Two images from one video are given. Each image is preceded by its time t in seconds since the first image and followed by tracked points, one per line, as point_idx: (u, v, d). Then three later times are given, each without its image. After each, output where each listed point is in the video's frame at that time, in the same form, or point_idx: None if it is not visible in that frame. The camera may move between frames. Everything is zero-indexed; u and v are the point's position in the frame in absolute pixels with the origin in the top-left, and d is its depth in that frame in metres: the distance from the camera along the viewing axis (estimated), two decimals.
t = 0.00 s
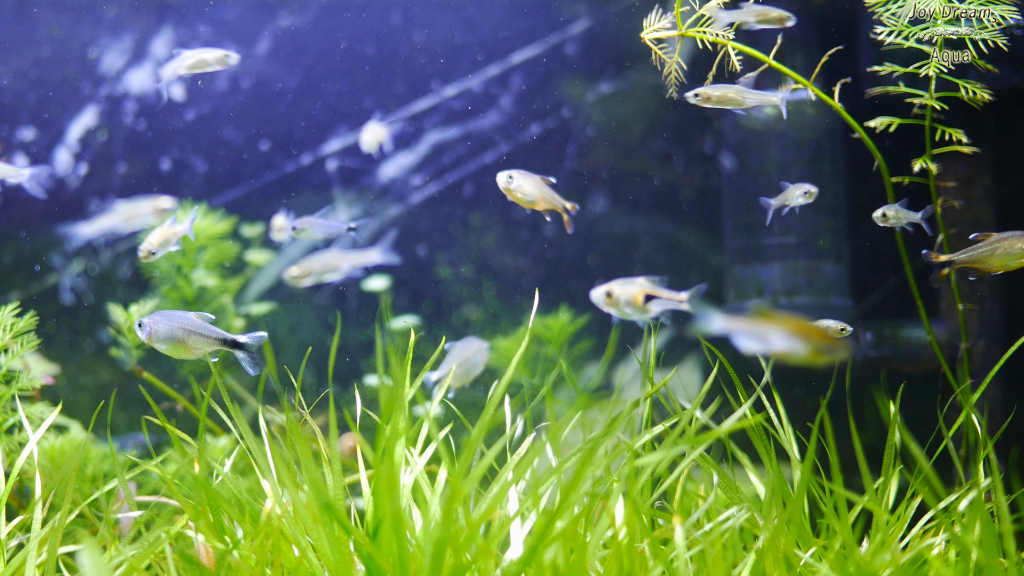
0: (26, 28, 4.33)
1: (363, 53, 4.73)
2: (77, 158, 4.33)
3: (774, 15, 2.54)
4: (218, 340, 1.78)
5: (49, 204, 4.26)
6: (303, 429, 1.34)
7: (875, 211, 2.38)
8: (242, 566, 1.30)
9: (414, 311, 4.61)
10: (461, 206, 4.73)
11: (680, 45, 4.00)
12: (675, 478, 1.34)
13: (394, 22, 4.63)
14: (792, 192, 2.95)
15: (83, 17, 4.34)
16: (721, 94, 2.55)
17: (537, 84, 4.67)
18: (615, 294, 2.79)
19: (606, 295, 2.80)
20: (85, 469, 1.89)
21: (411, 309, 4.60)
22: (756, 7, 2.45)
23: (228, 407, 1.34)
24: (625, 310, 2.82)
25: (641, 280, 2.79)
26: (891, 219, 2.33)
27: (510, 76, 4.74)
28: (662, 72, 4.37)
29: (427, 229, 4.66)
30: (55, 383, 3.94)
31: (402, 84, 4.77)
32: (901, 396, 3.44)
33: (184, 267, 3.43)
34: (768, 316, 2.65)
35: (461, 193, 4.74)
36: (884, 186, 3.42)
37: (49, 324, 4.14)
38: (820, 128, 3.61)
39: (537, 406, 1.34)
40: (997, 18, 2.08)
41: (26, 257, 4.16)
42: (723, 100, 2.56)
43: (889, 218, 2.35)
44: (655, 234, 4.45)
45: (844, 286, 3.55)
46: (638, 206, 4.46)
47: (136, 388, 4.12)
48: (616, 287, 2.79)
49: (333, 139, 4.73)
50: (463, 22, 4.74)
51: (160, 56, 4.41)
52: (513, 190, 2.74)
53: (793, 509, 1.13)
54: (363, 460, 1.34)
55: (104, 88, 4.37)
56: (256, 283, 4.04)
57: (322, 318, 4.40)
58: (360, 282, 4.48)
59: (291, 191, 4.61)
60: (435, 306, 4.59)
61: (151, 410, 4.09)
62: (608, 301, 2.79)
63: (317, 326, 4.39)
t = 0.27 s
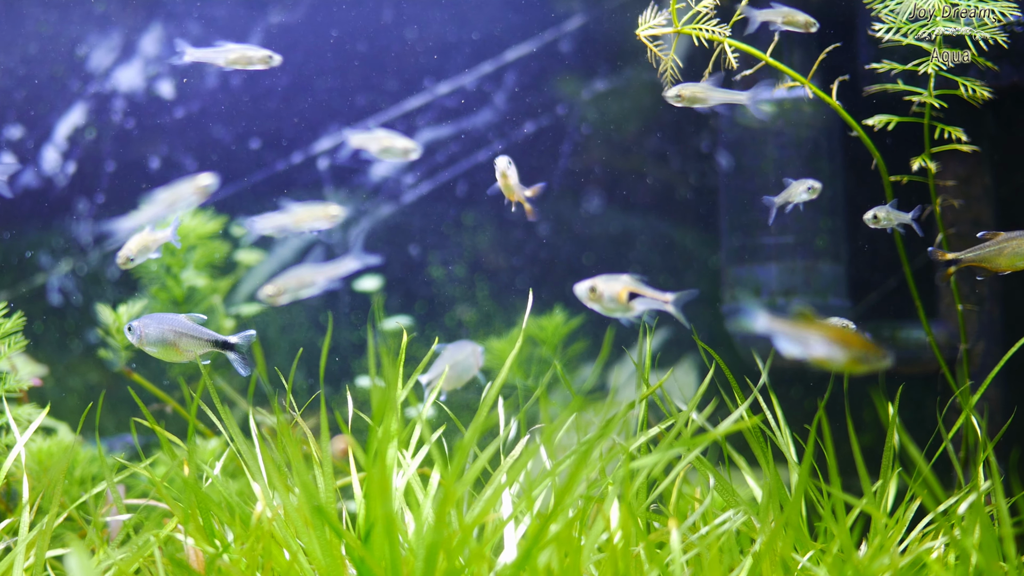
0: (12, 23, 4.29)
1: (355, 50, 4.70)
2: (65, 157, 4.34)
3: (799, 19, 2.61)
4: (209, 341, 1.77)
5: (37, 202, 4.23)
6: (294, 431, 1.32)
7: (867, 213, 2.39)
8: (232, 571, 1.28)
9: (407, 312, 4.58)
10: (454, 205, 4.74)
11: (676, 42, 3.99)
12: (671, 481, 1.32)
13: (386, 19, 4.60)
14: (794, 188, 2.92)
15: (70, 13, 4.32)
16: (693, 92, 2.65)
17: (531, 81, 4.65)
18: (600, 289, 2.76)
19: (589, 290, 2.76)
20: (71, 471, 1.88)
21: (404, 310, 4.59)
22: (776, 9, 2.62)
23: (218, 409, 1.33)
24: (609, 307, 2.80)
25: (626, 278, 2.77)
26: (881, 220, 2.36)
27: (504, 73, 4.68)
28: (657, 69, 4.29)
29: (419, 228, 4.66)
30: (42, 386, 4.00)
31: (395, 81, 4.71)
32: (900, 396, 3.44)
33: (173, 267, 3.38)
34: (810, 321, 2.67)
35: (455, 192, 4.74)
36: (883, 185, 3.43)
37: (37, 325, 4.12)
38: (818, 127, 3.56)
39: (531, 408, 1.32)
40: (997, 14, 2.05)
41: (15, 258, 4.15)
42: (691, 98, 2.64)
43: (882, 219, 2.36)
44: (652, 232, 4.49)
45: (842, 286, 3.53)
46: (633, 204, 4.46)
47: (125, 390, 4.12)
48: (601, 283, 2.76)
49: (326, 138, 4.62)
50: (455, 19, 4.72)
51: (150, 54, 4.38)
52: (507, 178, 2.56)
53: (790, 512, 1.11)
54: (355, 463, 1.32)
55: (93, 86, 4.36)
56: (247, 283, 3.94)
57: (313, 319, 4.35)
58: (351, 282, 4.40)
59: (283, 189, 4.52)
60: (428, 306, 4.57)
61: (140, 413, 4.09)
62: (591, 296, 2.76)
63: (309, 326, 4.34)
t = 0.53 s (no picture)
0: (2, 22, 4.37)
1: (346, 46, 4.67)
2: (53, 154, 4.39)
3: (811, 25, 2.60)
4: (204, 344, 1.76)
5: (25, 200, 4.28)
6: (285, 433, 1.30)
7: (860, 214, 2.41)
8: None
9: (399, 312, 4.60)
10: (447, 205, 4.78)
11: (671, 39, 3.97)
12: (666, 484, 1.30)
13: (378, 15, 4.53)
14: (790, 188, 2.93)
15: (60, 10, 4.41)
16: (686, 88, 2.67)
17: (525, 77, 4.67)
18: (587, 289, 2.74)
19: (576, 290, 2.74)
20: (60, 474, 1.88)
21: (395, 310, 4.60)
22: (789, 13, 2.64)
23: (209, 410, 1.31)
24: (595, 307, 2.78)
25: (613, 278, 2.75)
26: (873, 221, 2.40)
27: (497, 71, 4.71)
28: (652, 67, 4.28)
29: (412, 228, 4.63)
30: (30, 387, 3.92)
31: (387, 78, 4.69)
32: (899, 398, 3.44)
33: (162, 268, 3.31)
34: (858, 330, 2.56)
35: (448, 191, 4.79)
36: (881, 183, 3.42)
37: (25, 326, 4.10)
38: (815, 125, 3.50)
39: (525, 409, 1.30)
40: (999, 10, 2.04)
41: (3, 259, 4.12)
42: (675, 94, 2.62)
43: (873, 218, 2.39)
44: (646, 232, 4.46)
45: (840, 286, 3.42)
46: (628, 201, 4.47)
47: (114, 391, 4.11)
48: (588, 283, 2.74)
49: (316, 137, 4.57)
50: (449, 16, 4.65)
51: (139, 51, 4.41)
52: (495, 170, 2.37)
53: (787, 515, 1.10)
54: (347, 465, 1.30)
55: (81, 82, 4.44)
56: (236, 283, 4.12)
57: (304, 320, 4.36)
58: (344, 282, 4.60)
59: (271, 192, 4.52)
60: (420, 307, 4.53)
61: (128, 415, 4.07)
62: (578, 296, 2.73)
63: (299, 327, 4.34)
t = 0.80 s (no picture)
0: None
1: (337, 43, 4.75)
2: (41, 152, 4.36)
3: (817, 24, 2.58)
4: (186, 343, 1.76)
5: (12, 199, 4.28)
6: (275, 435, 1.28)
7: (854, 215, 2.43)
8: None
9: (391, 312, 4.59)
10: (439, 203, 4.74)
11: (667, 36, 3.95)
12: (662, 486, 1.29)
13: (370, 10, 4.66)
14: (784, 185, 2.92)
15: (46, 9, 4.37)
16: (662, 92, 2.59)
17: (519, 76, 4.66)
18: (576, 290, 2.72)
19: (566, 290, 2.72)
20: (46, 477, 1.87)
21: (388, 310, 4.62)
22: (795, 14, 2.61)
23: (198, 412, 1.29)
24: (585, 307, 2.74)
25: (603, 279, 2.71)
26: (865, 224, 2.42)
27: (490, 68, 4.68)
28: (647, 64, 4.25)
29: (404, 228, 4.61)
30: (17, 389, 3.90)
31: (378, 75, 4.79)
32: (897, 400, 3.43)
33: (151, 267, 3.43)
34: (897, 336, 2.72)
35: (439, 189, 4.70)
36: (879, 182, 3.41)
37: (12, 327, 4.08)
38: (812, 123, 3.51)
39: (518, 411, 1.28)
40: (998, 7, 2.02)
41: None
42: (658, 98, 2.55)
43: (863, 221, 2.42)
44: (642, 231, 4.42)
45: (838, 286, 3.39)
46: (624, 199, 4.41)
47: (102, 392, 4.09)
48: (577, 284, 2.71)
49: (307, 135, 4.62)
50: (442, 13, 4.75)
51: (127, 48, 4.44)
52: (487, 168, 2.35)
53: (784, 519, 1.08)
54: (338, 468, 1.28)
55: (68, 80, 4.37)
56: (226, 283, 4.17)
57: (295, 320, 4.43)
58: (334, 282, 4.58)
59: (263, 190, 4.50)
60: (412, 307, 4.59)
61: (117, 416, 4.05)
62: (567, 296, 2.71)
63: (290, 328, 4.41)
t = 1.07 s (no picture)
0: None
1: (328, 41, 4.64)
2: (28, 151, 4.35)
3: (823, 24, 2.55)
4: (170, 342, 1.74)
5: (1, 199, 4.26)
6: (265, 437, 1.27)
7: (849, 214, 2.39)
8: None
9: (382, 313, 4.48)
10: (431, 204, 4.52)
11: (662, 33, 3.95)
12: (657, 490, 1.27)
13: (361, 7, 4.56)
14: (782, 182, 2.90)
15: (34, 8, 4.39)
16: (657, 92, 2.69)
17: (513, 74, 4.63)
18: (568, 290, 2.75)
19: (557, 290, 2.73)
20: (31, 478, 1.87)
21: (379, 311, 4.46)
22: (799, 15, 2.59)
23: (187, 414, 1.27)
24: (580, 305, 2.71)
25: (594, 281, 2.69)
26: (859, 224, 2.39)
27: (484, 66, 4.68)
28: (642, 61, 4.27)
29: (395, 226, 4.61)
30: (4, 391, 3.91)
31: (371, 74, 4.71)
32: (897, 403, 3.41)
33: (140, 266, 3.37)
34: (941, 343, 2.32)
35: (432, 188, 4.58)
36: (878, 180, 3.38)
37: None
38: (810, 121, 3.47)
39: (512, 413, 1.27)
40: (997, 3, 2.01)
41: None
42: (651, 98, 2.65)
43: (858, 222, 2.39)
44: (639, 231, 4.41)
45: (835, 286, 3.34)
46: (618, 199, 4.40)
47: (90, 394, 4.08)
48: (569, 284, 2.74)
49: (298, 133, 4.60)
50: (436, 9, 4.67)
51: (115, 45, 4.39)
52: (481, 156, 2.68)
53: (781, 522, 1.06)
54: (329, 470, 1.27)
55: (56, 77, 4.41)
56: (214, 284, 4.21)
57: (285, 321, 4.41)
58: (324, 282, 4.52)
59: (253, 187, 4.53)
60: (404, 308, 4.46)
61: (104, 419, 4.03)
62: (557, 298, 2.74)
63: (281, 329, 4.38)
